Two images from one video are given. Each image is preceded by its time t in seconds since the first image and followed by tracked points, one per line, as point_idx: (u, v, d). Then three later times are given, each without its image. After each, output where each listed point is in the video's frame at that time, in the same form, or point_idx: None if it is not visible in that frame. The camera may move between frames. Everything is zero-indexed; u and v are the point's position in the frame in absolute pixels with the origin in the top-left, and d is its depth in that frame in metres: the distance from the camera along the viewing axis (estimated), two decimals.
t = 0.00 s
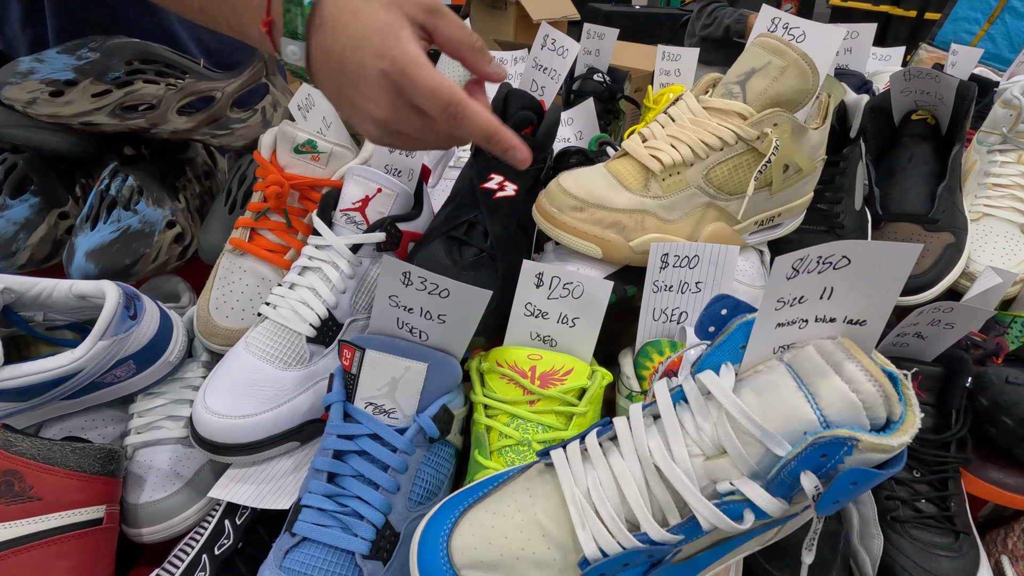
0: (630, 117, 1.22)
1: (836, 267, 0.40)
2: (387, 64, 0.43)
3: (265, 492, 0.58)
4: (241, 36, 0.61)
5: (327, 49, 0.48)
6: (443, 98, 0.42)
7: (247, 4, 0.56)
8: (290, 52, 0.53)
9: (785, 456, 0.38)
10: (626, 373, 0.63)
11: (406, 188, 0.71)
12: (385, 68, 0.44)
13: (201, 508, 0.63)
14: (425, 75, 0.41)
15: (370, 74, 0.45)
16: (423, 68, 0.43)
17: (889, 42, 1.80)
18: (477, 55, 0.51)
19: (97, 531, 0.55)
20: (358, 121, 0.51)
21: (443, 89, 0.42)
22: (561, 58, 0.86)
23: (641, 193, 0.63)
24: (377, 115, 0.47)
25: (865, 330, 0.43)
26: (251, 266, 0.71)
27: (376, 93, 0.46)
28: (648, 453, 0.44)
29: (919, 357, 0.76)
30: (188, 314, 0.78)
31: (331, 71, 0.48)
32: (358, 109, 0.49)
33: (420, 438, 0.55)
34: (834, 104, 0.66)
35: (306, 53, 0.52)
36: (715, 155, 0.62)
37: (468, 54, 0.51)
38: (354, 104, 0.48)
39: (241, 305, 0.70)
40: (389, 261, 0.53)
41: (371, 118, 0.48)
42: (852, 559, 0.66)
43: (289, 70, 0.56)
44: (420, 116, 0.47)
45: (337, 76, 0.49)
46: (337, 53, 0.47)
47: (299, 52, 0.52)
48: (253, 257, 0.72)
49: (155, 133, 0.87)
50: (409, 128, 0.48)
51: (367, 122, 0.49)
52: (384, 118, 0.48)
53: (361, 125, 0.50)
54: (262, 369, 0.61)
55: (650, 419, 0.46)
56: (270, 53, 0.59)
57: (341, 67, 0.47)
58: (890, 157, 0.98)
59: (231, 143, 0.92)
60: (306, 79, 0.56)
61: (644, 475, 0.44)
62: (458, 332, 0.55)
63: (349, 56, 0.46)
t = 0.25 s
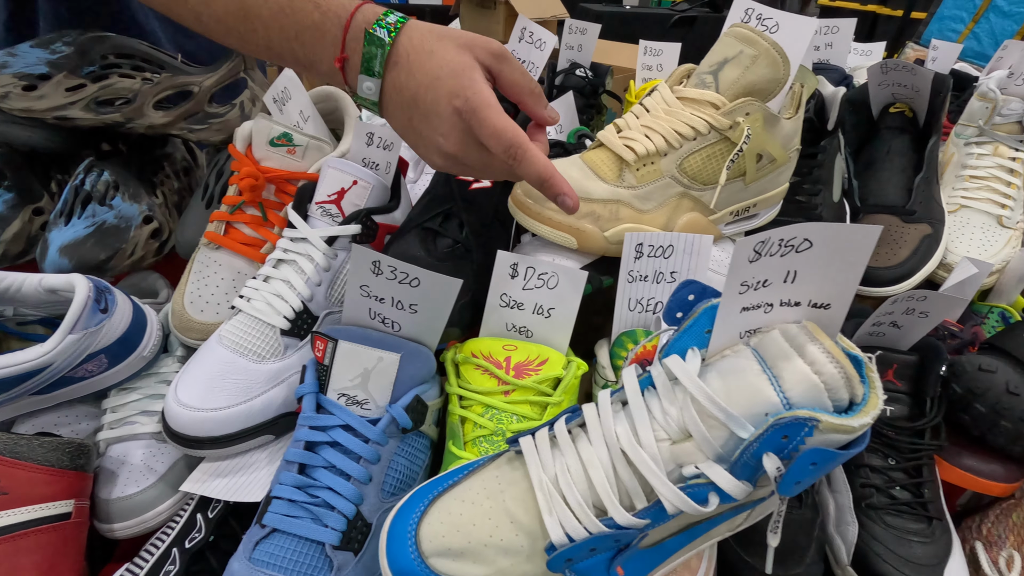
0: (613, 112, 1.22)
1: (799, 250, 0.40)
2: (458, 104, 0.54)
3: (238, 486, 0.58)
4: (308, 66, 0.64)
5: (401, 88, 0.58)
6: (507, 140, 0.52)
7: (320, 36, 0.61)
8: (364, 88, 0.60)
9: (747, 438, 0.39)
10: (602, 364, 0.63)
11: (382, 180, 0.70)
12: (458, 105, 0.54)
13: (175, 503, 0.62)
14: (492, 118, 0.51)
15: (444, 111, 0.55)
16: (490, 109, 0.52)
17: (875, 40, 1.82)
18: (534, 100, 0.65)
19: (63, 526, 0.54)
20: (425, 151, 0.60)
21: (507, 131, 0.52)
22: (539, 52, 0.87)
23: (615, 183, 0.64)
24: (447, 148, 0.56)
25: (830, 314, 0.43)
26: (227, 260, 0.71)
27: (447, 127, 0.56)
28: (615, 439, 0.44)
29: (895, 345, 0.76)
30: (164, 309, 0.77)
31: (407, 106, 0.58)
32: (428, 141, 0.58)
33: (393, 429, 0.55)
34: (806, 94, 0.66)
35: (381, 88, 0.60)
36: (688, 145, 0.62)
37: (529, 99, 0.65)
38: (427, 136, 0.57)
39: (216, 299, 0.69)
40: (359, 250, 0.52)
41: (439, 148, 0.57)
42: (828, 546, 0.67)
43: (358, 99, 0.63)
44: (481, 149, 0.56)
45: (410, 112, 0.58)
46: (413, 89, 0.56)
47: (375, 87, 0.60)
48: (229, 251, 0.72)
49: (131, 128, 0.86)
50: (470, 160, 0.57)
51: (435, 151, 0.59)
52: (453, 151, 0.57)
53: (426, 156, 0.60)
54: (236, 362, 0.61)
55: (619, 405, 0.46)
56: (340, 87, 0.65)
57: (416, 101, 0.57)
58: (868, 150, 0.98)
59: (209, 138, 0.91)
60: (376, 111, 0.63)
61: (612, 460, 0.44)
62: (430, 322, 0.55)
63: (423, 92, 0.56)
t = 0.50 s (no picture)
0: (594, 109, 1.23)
1: (749, 238, 0.41)
2: (494, 137, 0.48)
3: (208, 478, 0.58)
4: (342, 103, 0.60)
5: (435, 119, 0.52)
6: (546, 173, 0.47)
7: (356, 66, 0.56)
8: (399, 119, 0.54)
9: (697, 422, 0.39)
10: (572, 356, 0.64)
11: (354, 175, 0.71)
12: (495, 139, 0.48)
13: (148, 497, 0.62)
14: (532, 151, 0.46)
15: (480, 145, 0.49)
16: (529, 142, 0.48)
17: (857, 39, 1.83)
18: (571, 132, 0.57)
19: (32, 518, 0.54)
20: (456, 185, 0.55)
21: (545, 164, 0.47)
22: (512, 48, 0.87)
23: (583, 176, 0.64)
24: (480, 180, 0.51)
25: (783, 301, 0.43)
26: (200, 255, 0.71)
27: (483, 159, 0.50)
28: (574, 426, 0.44)
29: (865, 337, 0.77)
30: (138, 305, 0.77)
31: (441, 138, 0.52)
32: (461, 174, 0.53)
33: (361, 420, 0.55)
34: (772, 89, 0.67)
35: (417, 121, 0.54)
36: (656, 138, 0.63)
37: (563, 130, 0.56)
38: (459, 169, 0.52)
39: (188, 293, 0.69)
40: (325, 243, 0.53)
41: (473, 182, 0.52)
42: (797, 534, 0.68)
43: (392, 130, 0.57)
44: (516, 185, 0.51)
45: (444, 144, 0.53)
46: (449, 121, 0.51)
47: (410, 119, 0.54)
48: (202, 246, 0.72)
49: (106, 126, 0.86)
50: (505, 194, 0.52)
51: (467, 185, 0.53)
52: (487, 184, 0.52)
53: (457, 189, 0.55)
54: (206, 355, 0.61)
55: (579, 393, 0.47)
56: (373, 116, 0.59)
57: (450, 133, 0.51)
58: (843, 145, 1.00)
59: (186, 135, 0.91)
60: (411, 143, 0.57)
61: (571, 446, 0.44)
62: (398, 313, 0.56)
63: (458, 124, 0.51)
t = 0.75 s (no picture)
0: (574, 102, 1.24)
1: (694, 210, 0.42)
2: (467, 155, 0.50)
3: (182, 457, 0.59)
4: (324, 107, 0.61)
5: (412, 131, 0.54)
6: (517, 192, 0.48)
7: (340, 73, 0.57)
8: (375, 127, 0.56)
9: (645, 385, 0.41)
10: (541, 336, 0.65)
11: (328, 162, 0.73)
12: (469, 157, 0.50)
13: (124, 478, 0.63)
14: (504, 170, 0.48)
15: (453, 160, 0.51)
16: (501, 160, 0.49)
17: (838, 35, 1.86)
18: (544, 156, 0.58)
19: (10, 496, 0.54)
20: (426, 194, 0.57)
21: (517, 183, 0.48)
22: (486, 38, 0.89)
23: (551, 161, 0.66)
24: (450, 194, 0.53)
25: (731, 272, 0.45)
26: (176, 242, 0.72)
27: (454, 174, 0.52)
28: (531, 394, 0.46)
29: (832, 319, 0.79)
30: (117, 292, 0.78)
31: (416, 150, 0.54)
32: (433, 185, 0.54)
33: (331, 397, 0.56)
34: (735, 75, 0.69)
35: (392, 129, 0.56)
36: (620, 123, 0.65)
37: (535, 154, 0.57)
38: (431, 181, 0.54)
39: (165, 279, 0.70)
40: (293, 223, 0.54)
41: (443, 193, 0.54)
42: (763, 509, 0.69)
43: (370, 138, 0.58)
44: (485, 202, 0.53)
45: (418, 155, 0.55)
46: (425, 134, 0.53)
47: (386, 127, 0.56)
48: (179, 233, 0.73)
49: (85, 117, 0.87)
50: (474, 208, 0.54)
51: (437, 196, 0.55)
52: (457, 198, 0.53)
53: (427, 199, 0.57)
54: (181, 337, 0.62)
55: (538, 364, 0.49)
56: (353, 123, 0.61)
57: (426, 146, 0.53)
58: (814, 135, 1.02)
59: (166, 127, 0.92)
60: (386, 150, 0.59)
61: (528, 415, 0.46)
62: (366, 292, 0.58)
63: (433, 139, 0.52)
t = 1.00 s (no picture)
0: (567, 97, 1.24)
1: (684, 197, 0.42)
2: (467, 82, 0.50)
3: (171, 453, 0.58)
4: (305, 62, 0.60)
5: (403, 68, 0.53)
6: (520, 113, 0.49)
7: (325, 21, 0.56)
8: (364, 68, 0.54)
9: (636, 373, 0.40)
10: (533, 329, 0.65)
11: (317, 155, 0.73)
12: (467, 82, 0.50)
13: (113, 475, 0.62)
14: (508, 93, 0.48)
15: (450, 90, 0.50)
16: (500, 87, 0.50)
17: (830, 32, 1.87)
18: (525, 92, 0.59)
19: None
20: (411, 136, 0.55)
21: (519, 105, 0.49)
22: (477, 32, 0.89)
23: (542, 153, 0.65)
24: (450, 123, 0.51)
25: (722, 260, 0.45)
26: (165, 237, 0.72)
27: (452, 104, 0.51)
28: (522, 385, 0.45)
29: (825, 310, 0.79)
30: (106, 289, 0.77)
31: (408, 86, 0.53)
32: (425, 120, 0.53)
33: (321, 391, 0.56)
34: (725, 67, 0.70)
35: (382, 70, 0.54)
36: (611, 114, 0.64)
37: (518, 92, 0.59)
38: (425, 114, 0.52)
39: (154, 274, 0.70)
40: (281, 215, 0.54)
41: (437, 126, 0.52)
42: (757, 501, 0.69)
43: (355, 84, 0.57)
44: (483, 129, 0.52)
45: (408, 93, 0.54)
46: (418, 69, 0.52)
47: (376, 68, 0.54)
48: (168, 228, 0.72)
49: (73, 112, 0.86)
50: (469, 140, 0.53)
51: (431, 130, 0.53)
52: (456, 127, 0.52)
53: (414, 140, 0.55)
54: (169, 332, 0.62)
55: (529, 355, 0.48)
56: (334, 74, 0.59)
57: (419, 80, 0.52)
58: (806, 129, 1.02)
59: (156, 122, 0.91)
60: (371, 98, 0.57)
61: (519, 405, 0.45)
62: (356, 284, 0.57)
63: (428, 71, 0.52)
